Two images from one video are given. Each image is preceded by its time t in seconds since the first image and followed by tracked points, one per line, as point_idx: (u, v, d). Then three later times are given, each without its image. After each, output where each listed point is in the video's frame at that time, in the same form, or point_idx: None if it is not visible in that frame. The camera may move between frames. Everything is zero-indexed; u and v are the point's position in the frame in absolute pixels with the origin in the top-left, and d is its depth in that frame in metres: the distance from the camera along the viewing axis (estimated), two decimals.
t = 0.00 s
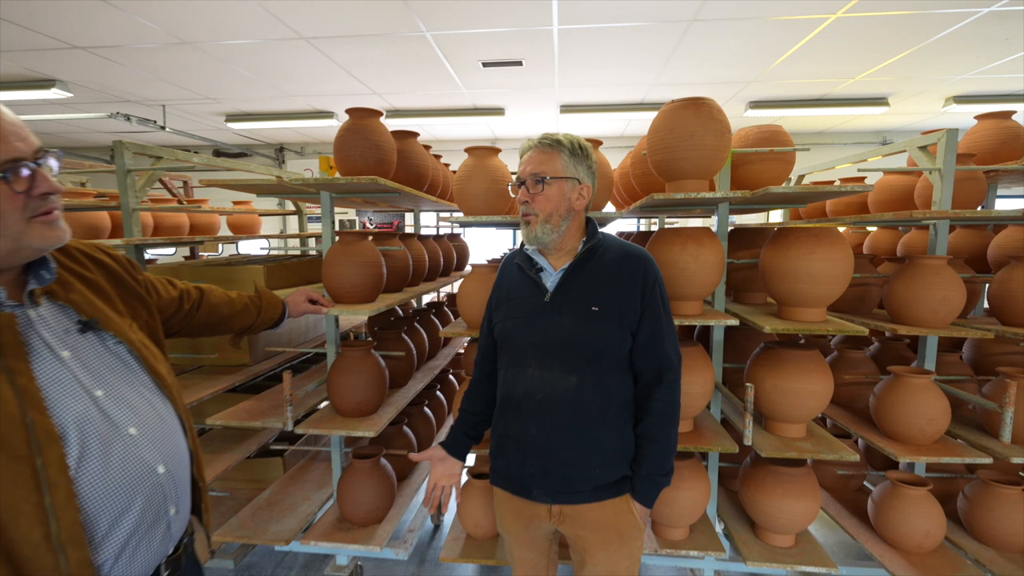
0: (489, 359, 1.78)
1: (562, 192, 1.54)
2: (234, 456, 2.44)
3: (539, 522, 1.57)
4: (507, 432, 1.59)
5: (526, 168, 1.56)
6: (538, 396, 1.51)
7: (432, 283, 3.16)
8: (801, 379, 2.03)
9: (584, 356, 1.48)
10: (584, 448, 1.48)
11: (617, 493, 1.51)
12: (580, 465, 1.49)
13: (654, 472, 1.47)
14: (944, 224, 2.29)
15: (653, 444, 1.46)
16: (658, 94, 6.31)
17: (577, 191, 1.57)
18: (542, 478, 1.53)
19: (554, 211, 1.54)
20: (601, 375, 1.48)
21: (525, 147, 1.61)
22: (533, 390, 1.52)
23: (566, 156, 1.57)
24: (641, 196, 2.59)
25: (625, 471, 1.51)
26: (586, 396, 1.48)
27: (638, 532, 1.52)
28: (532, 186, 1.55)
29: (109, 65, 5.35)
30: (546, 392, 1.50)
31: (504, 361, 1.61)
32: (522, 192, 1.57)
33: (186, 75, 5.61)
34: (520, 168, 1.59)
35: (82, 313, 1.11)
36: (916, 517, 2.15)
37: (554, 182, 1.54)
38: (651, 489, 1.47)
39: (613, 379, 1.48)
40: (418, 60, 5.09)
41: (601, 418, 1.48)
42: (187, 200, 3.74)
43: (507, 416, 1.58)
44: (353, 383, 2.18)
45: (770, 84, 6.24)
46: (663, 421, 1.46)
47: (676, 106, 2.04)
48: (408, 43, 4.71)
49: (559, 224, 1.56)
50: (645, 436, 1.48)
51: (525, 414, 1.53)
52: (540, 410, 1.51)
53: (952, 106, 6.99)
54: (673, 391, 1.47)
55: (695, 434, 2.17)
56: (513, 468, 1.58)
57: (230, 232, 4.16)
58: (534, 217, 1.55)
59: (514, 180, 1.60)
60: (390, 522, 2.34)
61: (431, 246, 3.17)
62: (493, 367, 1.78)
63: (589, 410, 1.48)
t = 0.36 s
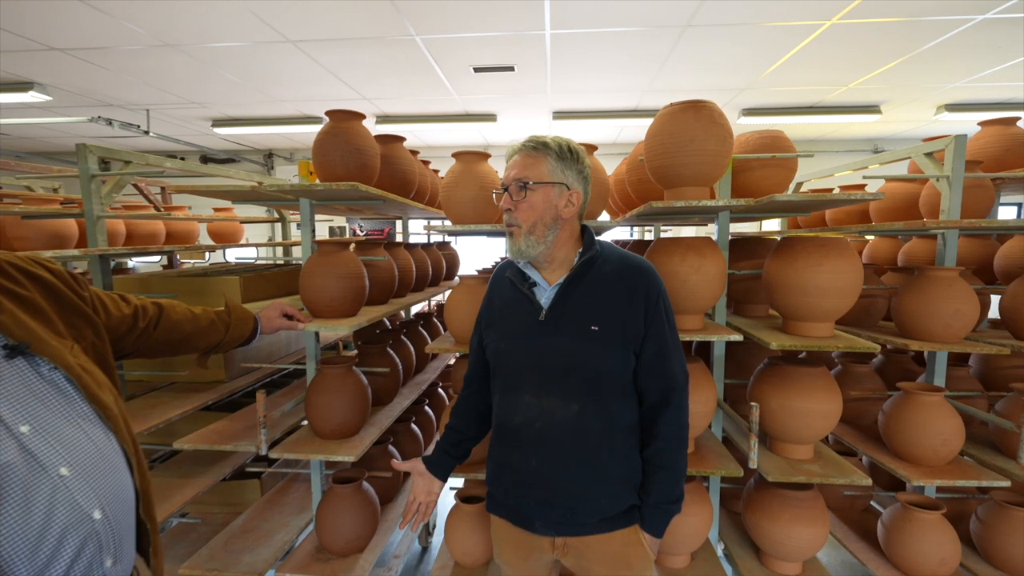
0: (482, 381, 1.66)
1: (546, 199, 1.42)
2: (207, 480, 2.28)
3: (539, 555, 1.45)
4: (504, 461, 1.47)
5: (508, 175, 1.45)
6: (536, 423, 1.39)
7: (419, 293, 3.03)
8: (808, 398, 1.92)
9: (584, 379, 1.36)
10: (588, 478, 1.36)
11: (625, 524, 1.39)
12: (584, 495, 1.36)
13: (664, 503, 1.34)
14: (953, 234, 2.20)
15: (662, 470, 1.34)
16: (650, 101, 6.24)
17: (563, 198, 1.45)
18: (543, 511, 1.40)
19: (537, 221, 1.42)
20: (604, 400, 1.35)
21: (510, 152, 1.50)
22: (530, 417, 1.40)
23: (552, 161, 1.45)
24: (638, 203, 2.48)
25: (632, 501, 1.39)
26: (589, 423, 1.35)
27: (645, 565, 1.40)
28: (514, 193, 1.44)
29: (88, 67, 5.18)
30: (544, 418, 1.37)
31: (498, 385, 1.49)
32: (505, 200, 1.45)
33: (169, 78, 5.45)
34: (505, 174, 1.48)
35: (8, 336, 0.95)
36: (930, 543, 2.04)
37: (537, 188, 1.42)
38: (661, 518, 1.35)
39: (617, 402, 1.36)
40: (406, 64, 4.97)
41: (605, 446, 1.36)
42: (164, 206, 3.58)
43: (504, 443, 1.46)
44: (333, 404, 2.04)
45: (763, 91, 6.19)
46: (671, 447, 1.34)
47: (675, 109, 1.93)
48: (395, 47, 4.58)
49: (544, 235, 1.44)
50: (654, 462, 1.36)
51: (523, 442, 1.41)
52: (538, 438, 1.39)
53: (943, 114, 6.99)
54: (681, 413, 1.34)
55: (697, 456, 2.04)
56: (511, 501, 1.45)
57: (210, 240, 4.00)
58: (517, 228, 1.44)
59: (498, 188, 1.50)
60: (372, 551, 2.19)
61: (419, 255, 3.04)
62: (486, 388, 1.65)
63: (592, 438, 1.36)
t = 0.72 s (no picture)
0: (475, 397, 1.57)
1: (550, 201, 1.33)
2: (178, 501, 2.13)
3: None
4: (498, 485, 1.37)
5: (509, 174, 1.37)
6: (533, 444, 1.30)
7: (407, 301, 2.91)
8: (814, 412, 1.85)
9: (586, 396, 1.28)
10: (590, 505, 1.26)
11: (628, 556, 1.29)
12: (585, 524, 1.27)
13: (671, 532, 1.25)
14: (957, 240, 2.14)
15: (670, 496, 1.25)
16: (641, 105, 6.18)
17: (569, 201, 1.36)
18: (540, 541, 1.30)
19: (539, 223, 1.33)
20: (607, 419, 1.27)
21: (512, 150, 1.42)
22: (528, 437, 1.31)
23: (558, 161, 1.37)
24: (634, 208, 2.40)
25: (637, 530, 1.29)
26: (590, 444, 1.27)
27: None
28: (516, 192, 1.35)
29: (64, 66, 4.99)
30: (543, 438, 1.29)
31: (494, 401, 1.41)
32: (505, 199, 1.36)
33: (149, 78, 5.27)
34: (506, 172, 1.39)
35: None
36: (940, 560, 1.97)
37: (541, 189, 1.33)
38: (668, 550, 1.25)
39: (621, 422, 1.28)
40: (393, 65, 4.85)
41: (608, 469, 1.27)
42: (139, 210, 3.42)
43: (499, 466, 1.36)
44: (315, 420, 1.91)
45: (754, 96, 6.16)
46: (679, 471, 1.26)
47: (676, 109, 1.85)
48: (382, 48, 4.47)
49: (547, 238, 1.35)
50: (661, 487, 1.27)
51: (519, 464, 1.32)
52: (536, 460, 1.30)
53: (930, 121, 7.04)
54: (689, 435, 1.26)
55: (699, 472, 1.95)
56: (505, 529, 1.35)
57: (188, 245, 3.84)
58: (518, 229, 1.35)
59: (498, 188, 1.41)
60: None
61: (406, 261, 2.93)
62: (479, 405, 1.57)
63: (594, 461, 1.26)
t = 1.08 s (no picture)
0: (471, 415, 1.47)
1: (574, 204, 1.25)
2: (143, 529, 1.96)
3: None
4: (497, 515, 1.25)
5: (532, 170, 1.26)
6: (539, 467, 1.21)
7: (393, 308, 2.78)
8: (823, 425, 1.78)
9: (597, 416, 1.19)
10: (601, 537, 1.17)
11: None
12: (596, 560, 1.16)
13: (687, 566, 1.17)
14: (957, 246, 2.12)
15: (686, 527, 1.18)
16: (627, 110, 6.14)
17: (592, 206, 1.28)
18: None
19: (562, 226, 1.24)
20: (620, 441, 1.19)
21: (532, 145, 1.30)
22: (532, 460, 1.21)
23: (583, 161, 1.28)
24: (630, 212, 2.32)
25: (649, 565, 1.20)
26: (602, 469, 1.18)
27: None
28: (538, 190, 1.25)
29: (24, 61, 4.71)
30: (551, 461, 1.19)
31: (494, 420, 1.30)
32: (525, 196, 1.26)
33: (117, 75, 5.02)
34: (524, 168, 1.28)
35: None
36: None
37: (566, 190, 1.24)
38: None
39: (635, 445, 1.20)
40: (376, 65, 4.69)
41: (620, 497, 1.18)
42: (105, 213, 3.22)
43: (499, 492, 1.26)
44: (295, 440, 1.77)
45: (739, 102, 6.17)
46: (694, 500, 1.18)
47: (677, 109, 1.77)
48: (364, 46, 4.31)
49: (567, 242, 1.26)
50: (676, 517, 1.19)
51: (522, 490, 1.22)
52: (542, 486, 1.20)
53: (907, 128, 7.16)
54: (706, 460, 1.19)
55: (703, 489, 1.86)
56: (504, 564, 1.23)
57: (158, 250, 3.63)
58: (538, 230, 1.25)
59: (515, 183, 1.30)
60: None
61: (392, 268, 2.80)
62: (475, 424, 1.47)
63: (605, 487, 1.17)
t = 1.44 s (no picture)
0: (465, 432, 1.38)
1: (579, 210, 1.17)
2: (97, 561, 1.79)
3: None
4: (496, 543, 1.16)
5: (534, 173, 1.16)
6: (542, 491, 1.12)
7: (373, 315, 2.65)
8: (822, 432, 1.75)
9: (604, 435, 1.11)
10: (611, 566, 1.09)
11: None
12: None
13: None
14: (944, 250, 2.14)
15: (698, 549, 1.12)
16: (606, 113, 6.10)
17: (595, 211, 1.22)
18: None
19: (568, 234, 1.16)
20: (629, 461, 1.11)
21: (529, 144, 1.20)
22: (534, 484, 1.13)
23: (586, 162, 1.19)
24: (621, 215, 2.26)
25: None
26: (610, 492, 1.10)
27: None
28: (540, 196, 1.16)
29: None
30: (556, 485, 1.11)
31: (491, 440, 1.21)
32: (526, 203, 1.16)
33: (70, 66, 4.69)
34: (522, 170, 1.18)
35: None
36: None
37: (571, 196, 1.16)
38: None
39: (644, 464, 1.12)
40: (349, 61, 4.49)
41: (629, 521, 1.10)
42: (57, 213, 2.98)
43: (499, 519, 1.16)
44: (269, 461, 1.64)
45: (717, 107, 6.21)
46: (707, 520, 1.12)
47: (675, 108, 1.73)
48: (334, 41, 4.09)
49: (572, 251, 1.18)
50: (689, 539, 1.13)
51: (524, 516, 1.13)
52: (545, 512, 1.11)
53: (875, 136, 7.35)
54: (718, 479, 1.13)
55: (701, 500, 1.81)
56: None
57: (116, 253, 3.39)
58: (542, 239, 1.16)
59: (513, 187, 1.19)
60: None
61: (372, 272, 2.66)
62: (469, 442, 1.38)
63: (614, 511, 1.09)
